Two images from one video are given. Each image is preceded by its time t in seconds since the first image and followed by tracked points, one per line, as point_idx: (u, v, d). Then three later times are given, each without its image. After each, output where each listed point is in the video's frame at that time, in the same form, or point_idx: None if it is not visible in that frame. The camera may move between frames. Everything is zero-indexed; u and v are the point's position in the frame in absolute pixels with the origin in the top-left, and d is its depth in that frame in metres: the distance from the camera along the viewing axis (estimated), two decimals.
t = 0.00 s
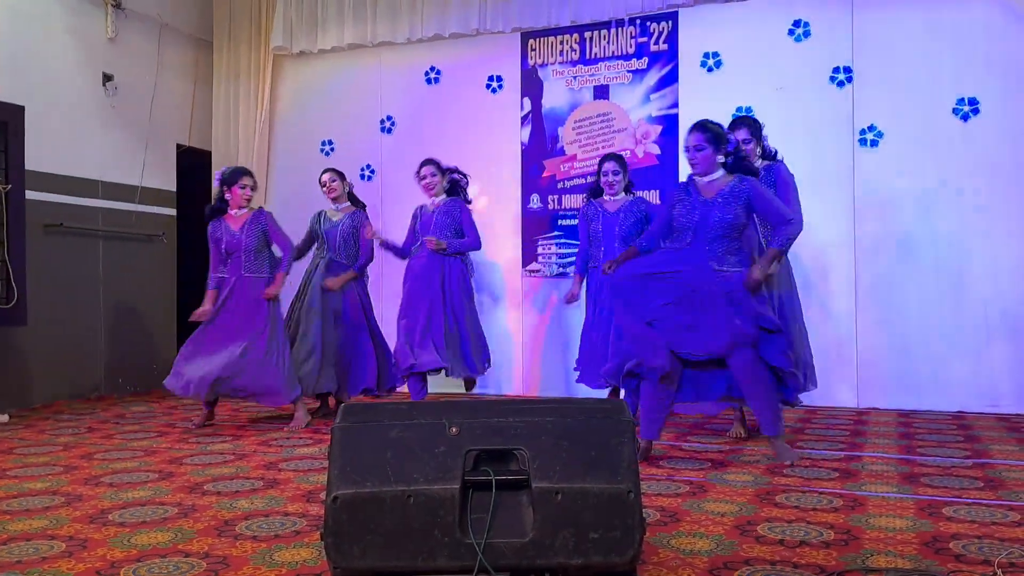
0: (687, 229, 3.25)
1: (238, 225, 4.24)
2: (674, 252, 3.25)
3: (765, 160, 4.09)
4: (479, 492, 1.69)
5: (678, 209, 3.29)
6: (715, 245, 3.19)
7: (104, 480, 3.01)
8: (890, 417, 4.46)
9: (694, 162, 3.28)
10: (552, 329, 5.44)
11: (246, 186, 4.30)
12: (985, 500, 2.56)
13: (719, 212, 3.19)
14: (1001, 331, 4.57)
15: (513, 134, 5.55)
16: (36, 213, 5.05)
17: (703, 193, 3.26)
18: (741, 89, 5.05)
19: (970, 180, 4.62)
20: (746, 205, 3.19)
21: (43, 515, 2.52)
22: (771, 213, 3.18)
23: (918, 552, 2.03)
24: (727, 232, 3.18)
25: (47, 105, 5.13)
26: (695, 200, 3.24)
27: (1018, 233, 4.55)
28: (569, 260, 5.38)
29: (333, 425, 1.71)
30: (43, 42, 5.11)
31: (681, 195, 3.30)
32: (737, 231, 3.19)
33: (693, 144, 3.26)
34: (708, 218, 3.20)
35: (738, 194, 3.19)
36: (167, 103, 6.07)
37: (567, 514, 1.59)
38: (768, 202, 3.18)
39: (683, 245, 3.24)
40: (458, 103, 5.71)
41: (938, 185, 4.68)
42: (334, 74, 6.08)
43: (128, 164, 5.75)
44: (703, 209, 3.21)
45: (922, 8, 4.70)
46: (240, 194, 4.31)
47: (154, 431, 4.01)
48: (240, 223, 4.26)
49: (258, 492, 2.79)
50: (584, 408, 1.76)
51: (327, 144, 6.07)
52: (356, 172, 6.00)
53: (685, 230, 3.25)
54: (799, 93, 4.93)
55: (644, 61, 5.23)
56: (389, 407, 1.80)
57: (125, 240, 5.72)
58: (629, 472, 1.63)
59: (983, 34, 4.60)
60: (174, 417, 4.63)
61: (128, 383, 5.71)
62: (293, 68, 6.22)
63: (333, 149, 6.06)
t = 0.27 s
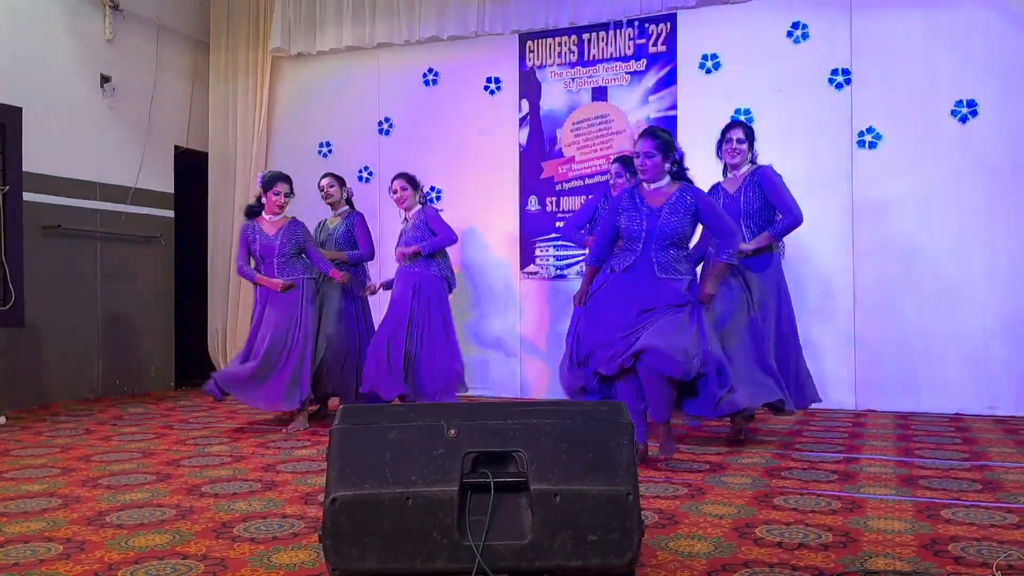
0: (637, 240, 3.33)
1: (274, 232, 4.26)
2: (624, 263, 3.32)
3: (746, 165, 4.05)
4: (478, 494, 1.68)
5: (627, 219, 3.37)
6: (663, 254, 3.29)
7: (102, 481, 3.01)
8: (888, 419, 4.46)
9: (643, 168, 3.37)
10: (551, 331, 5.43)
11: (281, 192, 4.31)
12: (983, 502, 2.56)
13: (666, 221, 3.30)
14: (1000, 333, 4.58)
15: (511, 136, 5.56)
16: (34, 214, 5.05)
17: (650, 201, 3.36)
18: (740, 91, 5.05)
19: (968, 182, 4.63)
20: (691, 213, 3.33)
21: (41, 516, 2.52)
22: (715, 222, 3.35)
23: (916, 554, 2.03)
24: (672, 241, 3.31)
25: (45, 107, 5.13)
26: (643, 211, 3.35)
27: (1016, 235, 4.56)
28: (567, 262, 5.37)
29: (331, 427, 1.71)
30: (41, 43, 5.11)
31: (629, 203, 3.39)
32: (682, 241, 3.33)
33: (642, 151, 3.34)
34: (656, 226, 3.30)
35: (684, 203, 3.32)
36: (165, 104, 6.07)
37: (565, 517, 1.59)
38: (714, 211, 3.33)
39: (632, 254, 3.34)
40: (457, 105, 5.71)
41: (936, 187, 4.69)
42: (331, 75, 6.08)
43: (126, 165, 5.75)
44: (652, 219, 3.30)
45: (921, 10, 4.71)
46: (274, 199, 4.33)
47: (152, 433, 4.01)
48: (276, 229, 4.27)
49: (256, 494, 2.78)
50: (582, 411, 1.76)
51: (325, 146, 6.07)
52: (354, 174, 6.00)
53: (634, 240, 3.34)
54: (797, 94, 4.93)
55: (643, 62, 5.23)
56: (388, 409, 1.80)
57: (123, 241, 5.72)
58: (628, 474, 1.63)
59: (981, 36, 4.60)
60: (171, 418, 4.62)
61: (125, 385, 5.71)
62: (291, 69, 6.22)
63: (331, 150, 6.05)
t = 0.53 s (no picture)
0: (595, 243, 3.41)
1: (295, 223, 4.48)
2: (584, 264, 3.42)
3: (745, 160, 3.79)
4: (476, 496, 1.68)
5: (587, 224, 3.47)
6: (622, 254, 3.36)
7: (99, 483, 3.01)
8: (886, 420, 4.46)
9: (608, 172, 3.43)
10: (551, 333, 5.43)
11: (293, 183, 4.53)
12: (981, 504, 2.57)
13: (624, 224, 3.37)
14: (997, 335, 4.58)
15: (509, 137, 5.56)
16: (31, 215, 5.04)
17: (610, 205, 3.44)
18: (737, 93, 5.06)
19: (965, 184, 4.64)
20: (648, 217, 3.37)
21: (38, 518, 2.52)
22: (673, 228, 3.38)
23: (914, 556, 2.03)
24: (630, 243, 3.36)
25: (42, 107, 5.12)
26: (601, 215, 3.42)
27: (1013, 237, 4.57)
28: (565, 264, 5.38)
29: (329, 429, 1.71)
30: (38, 43, 5.10)
31: (589, 208, 3.47)
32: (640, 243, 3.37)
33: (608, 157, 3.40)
34: (613, 229, 3.37)
35: (642, 208, 3.38)
36: (162, 105, 6.07)
37: (563, 519, 1.59)
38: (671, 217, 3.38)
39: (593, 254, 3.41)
40: (454, 106, 5.71)
41: (933, 189, 4.70)
42: (328, 77, 6.08)
43: (123, 166, 5.74)
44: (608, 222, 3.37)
45: (917, 12, 4.72)
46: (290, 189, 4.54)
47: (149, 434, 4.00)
48: (297, 221, 4.50)
49: (254, 495, 2.78)
50: (581, 414, 1.76)
51: (323, 148, 6.07)
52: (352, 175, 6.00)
53: (593, 243, 3.42)
54: (794, 96, 4.94)
55: (640, 64, 5.24)
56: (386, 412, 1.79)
57: (120, 242, 5.71)
58: (626, 477, 1.63)
59: (978, 38, 4.62)
60: (169, 420, 4.62)
61: (122, 386, 5.70)
62: (289, 71, 6.21)
63: (329, 152, 6.05)
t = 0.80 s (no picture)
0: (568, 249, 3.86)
1: (306, 228, 4.62)
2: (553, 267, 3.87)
3: (751, 160, 3.79)
4: (476, 499, 1.68)
5: (559, 232, 3.91)
6: (591, 262, 3.81)
7: (98, 484, 3.00)
8: (884, 422, 4.47)
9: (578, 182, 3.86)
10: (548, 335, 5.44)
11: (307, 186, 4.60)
12: (980, 506, 2.57)
13: (593, 232, 3.81)
14: (995, 337, 4.59)
15: (507, 139, 5.56)
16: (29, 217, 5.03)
17: (578, 214, 3.89)
18: (735, 95, 5.07)
19: (963, 187, 4.65)
20: (614, 225, 3.82)
21: (37, 519, 2.51)
22: (635, 237, 3.82)
23: (913, 559, 2.03)
24: (597, 251, 3.81)
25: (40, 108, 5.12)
26: (571, 222, 3.88)
27: (1011, 240, 4.57)
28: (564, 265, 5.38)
29: (329, 431, 1.71)
30: (36, 44, 5.10)
31: (560, 215, 3.93)
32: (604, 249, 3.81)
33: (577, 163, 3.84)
34: (583, 237, 3.82)
35: (609, 218, 3.83)
36: (160, 107, 6.06)
37: (563, 521, 1.59)
38: (635, 226, 3.82)
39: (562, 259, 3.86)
40: (453, 108, 5.71)
41: (931, 192, 4.70)
42: (327, 78, 6.08)
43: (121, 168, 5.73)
44: (579, 230, 3.81)
45: (915, 14, 4.73)
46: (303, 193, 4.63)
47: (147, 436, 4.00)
48: (310, 226, 4.64)
49: (252, 497, 2.78)
50: (581, 416, 1.76)
51: (321, 149, 6.07)
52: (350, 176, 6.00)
53: (566, 248, 3.87)
54: (792, 98, 4.95)
55: (638, 66, 5.24)
56: (385, 414, 1.79)
57: (118, 243, 5.70)
58: (626, 479, 1.63)
59: (975, 41, 4.63)
60: (167, 421, 4.61)
61: (120, 387, 5.69)
62: (287, 72, 6.21)
63: (327, 153, 6.05)
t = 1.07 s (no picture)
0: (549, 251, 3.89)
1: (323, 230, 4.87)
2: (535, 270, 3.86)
3: (763, 161, 4.05)
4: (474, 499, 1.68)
5: (543, 234, 3.93)
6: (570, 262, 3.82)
7: (95, 485, 2.99)
8: (882, 422, 4.48)
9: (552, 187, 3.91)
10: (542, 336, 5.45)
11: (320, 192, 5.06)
12: (978, 506, 2.57)
13: (571, 234, 3.84)
14: (992, 337, 4.59)
15: (504, 138, 5.56)
16: (25, 217, 5.02)
17: (559, 218, 3.91)
18: (732, 95, 5.07)
19: (960, 187, 4.65)
20: (591, 227, 3.83)
21: (34, 520, 2.50)
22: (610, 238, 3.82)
23: (912, 559, 2.03)
24: (574, 251, 3.83)
25: (36, 107, 5.10)
26: (550, 226, 3.90)
27: (1008, 240, 4.58)
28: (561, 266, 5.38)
29: (327, 431, 1.70)
30: (32, 44, 5.08)
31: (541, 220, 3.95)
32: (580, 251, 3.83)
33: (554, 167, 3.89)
34: (562, 240, 3.84)
35: (585, 220, 3.85)
36: (156, 106, 6.05)
37: (562, 521, 1.59)
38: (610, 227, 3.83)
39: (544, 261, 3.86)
40: (450, 107, 5.71)
41: (928, 192, 4.71)
42: (324, 78, 6.07)
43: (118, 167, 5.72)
44: (557, 231, 3.84)
45: (913, 14, 4.73)
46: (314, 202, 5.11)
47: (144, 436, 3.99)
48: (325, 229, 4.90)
49: (250, 497, 2.77)
50: (579, 415, 1.75)
51: (318, 149, 6.06)
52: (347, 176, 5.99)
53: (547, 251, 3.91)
54: (789, 98, 4.96)
55: (635, 66, 5.24)
56: (383, 413, 1.78)
57: (114, 243, 5.69)
58: (624, 479, 1.63)
59: (972, 41, 4.63)
60: (163, 422, 4.60)
61: (117, 388, 5.68)
62: (284, 72, 6.20)
63: (324, 153, 6.04)
